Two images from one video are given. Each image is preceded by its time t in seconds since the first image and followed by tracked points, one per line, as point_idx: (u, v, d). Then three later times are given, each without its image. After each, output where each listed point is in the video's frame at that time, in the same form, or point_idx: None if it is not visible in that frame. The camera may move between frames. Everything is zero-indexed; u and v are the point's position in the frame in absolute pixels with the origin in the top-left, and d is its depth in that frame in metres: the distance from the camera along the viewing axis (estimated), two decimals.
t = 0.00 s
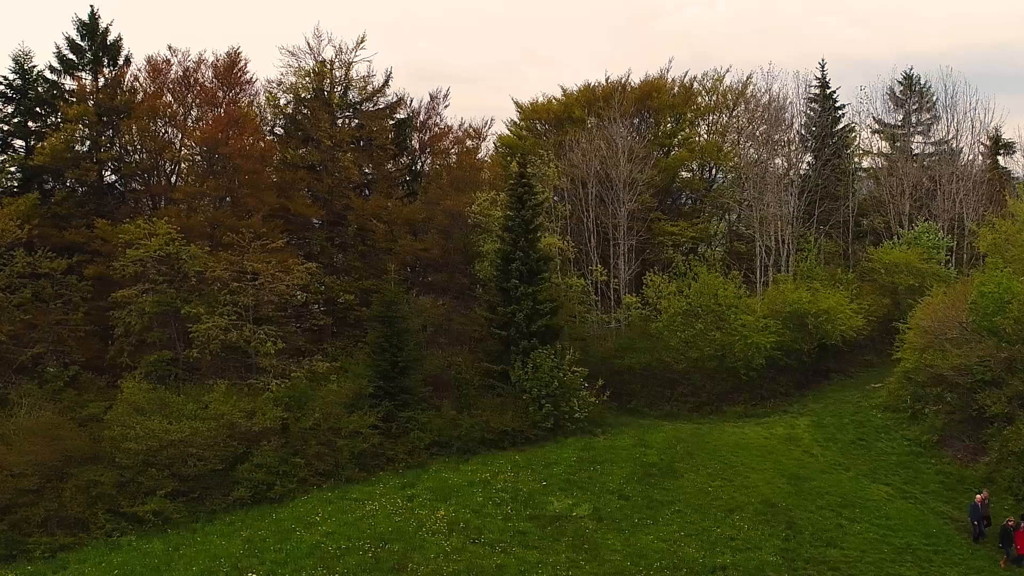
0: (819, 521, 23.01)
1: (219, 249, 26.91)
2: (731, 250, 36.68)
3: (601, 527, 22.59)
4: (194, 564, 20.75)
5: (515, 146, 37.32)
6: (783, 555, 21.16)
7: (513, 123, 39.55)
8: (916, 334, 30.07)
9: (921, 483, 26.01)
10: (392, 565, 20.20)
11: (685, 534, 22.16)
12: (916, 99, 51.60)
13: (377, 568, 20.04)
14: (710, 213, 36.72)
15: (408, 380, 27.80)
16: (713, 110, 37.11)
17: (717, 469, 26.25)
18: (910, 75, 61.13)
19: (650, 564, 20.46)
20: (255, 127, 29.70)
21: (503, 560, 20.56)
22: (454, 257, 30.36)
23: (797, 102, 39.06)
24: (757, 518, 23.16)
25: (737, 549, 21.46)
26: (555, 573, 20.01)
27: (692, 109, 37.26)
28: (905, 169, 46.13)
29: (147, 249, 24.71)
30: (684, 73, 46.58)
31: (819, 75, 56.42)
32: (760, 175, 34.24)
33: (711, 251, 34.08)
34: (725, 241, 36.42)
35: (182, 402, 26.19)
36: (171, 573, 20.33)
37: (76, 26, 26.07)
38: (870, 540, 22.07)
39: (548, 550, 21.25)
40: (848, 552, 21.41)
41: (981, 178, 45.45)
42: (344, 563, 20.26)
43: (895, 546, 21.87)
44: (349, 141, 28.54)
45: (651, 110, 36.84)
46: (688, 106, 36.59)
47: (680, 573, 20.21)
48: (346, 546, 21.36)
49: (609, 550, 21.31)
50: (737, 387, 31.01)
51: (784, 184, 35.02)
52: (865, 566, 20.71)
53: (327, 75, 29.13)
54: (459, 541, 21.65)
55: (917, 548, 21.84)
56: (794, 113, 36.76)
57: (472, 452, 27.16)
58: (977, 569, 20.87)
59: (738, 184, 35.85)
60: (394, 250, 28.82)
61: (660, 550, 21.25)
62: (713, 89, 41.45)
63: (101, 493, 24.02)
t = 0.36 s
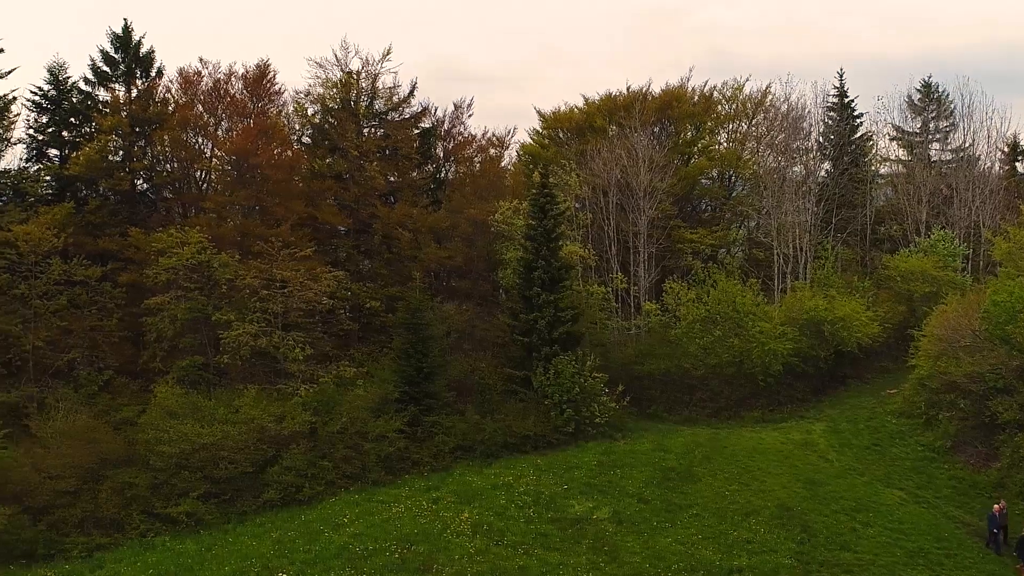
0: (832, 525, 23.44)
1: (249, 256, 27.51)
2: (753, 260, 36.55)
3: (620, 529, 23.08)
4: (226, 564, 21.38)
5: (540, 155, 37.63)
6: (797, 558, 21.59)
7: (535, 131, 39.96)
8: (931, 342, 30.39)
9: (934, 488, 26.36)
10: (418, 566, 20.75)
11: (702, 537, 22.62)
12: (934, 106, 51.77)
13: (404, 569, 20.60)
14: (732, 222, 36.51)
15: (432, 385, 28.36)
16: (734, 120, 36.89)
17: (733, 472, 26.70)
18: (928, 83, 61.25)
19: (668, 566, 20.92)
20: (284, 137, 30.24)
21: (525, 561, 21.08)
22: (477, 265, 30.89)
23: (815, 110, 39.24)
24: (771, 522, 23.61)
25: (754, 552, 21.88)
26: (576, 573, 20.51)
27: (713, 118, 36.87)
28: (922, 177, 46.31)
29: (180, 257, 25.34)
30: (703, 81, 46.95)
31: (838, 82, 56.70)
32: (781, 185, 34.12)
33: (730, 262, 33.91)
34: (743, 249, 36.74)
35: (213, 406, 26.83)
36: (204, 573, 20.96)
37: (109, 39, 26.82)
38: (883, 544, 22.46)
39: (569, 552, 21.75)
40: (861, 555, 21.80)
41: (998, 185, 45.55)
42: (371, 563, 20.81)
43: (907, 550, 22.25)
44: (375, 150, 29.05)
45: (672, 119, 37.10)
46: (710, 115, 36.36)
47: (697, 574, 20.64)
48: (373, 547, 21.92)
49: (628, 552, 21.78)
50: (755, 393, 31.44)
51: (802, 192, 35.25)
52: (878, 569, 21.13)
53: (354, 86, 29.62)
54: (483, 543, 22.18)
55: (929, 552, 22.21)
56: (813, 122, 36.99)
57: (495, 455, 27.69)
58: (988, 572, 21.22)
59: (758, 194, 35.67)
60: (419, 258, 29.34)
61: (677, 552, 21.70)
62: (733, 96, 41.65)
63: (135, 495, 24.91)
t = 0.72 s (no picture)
0: (846, 529, 23.87)
1: (279, 264, 28.11)
2: (774, 266, 36.47)
3: (639, 532, 23.53)
4: (257, 564, 22.04)
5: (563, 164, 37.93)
6: (812, 562, 22.02)
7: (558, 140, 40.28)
8: (946, 349, 30.64)
9: (948, 493, 26.58)
10: (444, 567, 21.30)
11: (720, 541, 23.06)
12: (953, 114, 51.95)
13: (430, 571, 21.16)
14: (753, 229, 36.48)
15: (457, 390, 28.93)
16: (758, 126, 36.82)
17: (751, 476, 27.09)
18: (948, 90, 61.32)
19: (687, 568, 21.35)
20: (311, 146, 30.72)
21: (547, 563, 21.60)
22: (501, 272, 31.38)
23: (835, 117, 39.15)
24: (787, 525, 24.04)
25: (770, 556, 22.32)
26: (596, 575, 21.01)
27: (736, 125, 36.81)
28: (940, 184, 46.33)
29: (213, 265, 25.96)
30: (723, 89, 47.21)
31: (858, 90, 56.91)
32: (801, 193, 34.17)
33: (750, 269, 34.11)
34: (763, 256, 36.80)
35: (245, 410, 27.47)
36: (237, 573, 21.60)
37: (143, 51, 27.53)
38: (897, 549, 22.80)
39: (590, 554, 22.24)
40: (875, 560, 22.18)
41: (1017, 193, 45.62)
42: (398, 565, 21.38)
43: (920, 554, 22.60)
44: (401, 159, 29.52)
45: (692, 127, 37.08)
46: (731, 123, 36.41)
47: None
48: (399, 549, 22.49)
49: (648, 555, 22.23)
50: (773, 398, 31.82)
51: (822, 199, 35.23)
52: (892, 572, 21.49)
53: (380, 96, 30.09)
54: (506, 545, 22.69)
55: (942, 557, 22.53)
56: (833, 130, 37.00)
57: (519, 459, 28.21)
58: None
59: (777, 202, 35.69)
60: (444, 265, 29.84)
61: (696, 555, 22.12)
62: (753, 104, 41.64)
63: (170, 497, 25.67)
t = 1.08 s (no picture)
0: (861, 532, 23.98)
1: (308, 271, 28.70)
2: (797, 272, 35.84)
3: (659, 535, 23.89)
4: (288, 564, 22.69)
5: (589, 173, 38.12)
6: (829, 565, 22.12)
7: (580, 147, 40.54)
8: (961, 355, 30.86)
9: (962, 498, 26.56)
10: (468, 568, 21.81)
11: (738, 543, 23.36)
12: (972, 122, 52.09)
13: (456, 571, 21.69)
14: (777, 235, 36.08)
15: (481, 395, 29.52)
16: (779, 132, 36.35)
17: (769, 481, 27.36)
18: (967, 98, 61.45)
19: (704, 570, 21.61)
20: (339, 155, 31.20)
21: (569, 564, 22.04)
22: (524, 279, 31.89)
23: (856, 125, 38.70)
24: (804, 529, 24.19)
25: (787, 558, 22.53)
26: None
27: (757, 132, 36.63)
28: (959, 191, 46.51)
29: (244, 273, 26.57)
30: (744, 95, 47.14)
31: (877, 97, 57.07)
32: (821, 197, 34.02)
33: (774, 272, 33.92)
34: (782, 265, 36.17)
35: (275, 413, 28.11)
36: (268, 572, 22.21)
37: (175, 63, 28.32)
38: (910, 551, 22.83)
39: (610, 556, 22.67)
40: (889, 562, 22.20)
41: None
42: (424, 565, 21.97)
43: (933, 556, 22.58)
44: (427, 168, 30.03)
45: (712, 135, 36.52)
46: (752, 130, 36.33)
47: None
48: (425, 550, 23.07)
49: (667, 557, 22.59)
50: (792, 403, 32.23)
51: (842, 207, 34.79)
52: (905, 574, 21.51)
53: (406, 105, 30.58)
54: (529, 547, 23.18)
55: (955, 559, 22.47)
56: (853, 137, 36.70)
57: (542, 462, 28.74)
58: None
59: (797, 207, 35.49)
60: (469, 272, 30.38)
61: (713, 557, 22.40)
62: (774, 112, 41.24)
63: (203, 498, 26.37)
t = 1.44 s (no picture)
0: (876, 536, 24.34)
1: (336, 278, 29.29)
2: (816, 279, 35.99)
3: (678, 537, 24.42)
4: (318, 564, 23.32)
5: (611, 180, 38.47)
6: (845, 569, 22.52)
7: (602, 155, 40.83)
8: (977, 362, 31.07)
9: (976, 502, 26.82)
10: (492, 570, 22.36)
11: (756, 547, 23.81)
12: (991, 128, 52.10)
13: (480, 572, 22.29)
14: (797, 241, 36.26)
15: (505, 400, 30.07)
16: (800, 140, 36.40)
17: (786, 485, 27.74)
18: (987, 105, 61.42)
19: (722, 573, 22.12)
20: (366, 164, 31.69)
21: (590, 566, 22.60)
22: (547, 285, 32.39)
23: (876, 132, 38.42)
24: (820, 533, 24.58)
25: (804, 561, 22.98)
26: None
27: (778, 139, 36.76)
28: (978, 198, 46.56)
29: (275, 280, 27.17)
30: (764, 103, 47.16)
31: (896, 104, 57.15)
32: (840, 204, 34.19)
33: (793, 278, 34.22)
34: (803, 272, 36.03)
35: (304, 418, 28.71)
36: (299, 572, 22.84)
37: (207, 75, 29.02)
38: (924, 555, 23.25)
39: (630, 558, 23.18)
40: (902, 566, 22.62)
41: None
42: (449, 567, 22.54)
43: (946, 560, 22.99)
44: (452, 177, 30.55)
45: (733, 142, 36.30)
46: (772, 138, 36.48)
47: None
48: (450, 551, 23.64)
49: (686, 559, 23.09)
50: (810, 409, 32.59)
51: (861, 215, 34.61)
52: None
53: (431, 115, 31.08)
54: (551, 548, 23.73)
55: (968, 563, 22.85)
56: (873, 145, 36.46)
57: (564, 466, 29.24)
58: None
59: (816, 214, 35.66)
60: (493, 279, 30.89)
61: (731, 561, 22.90)
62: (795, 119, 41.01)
63: (235, 500, 27.00)
